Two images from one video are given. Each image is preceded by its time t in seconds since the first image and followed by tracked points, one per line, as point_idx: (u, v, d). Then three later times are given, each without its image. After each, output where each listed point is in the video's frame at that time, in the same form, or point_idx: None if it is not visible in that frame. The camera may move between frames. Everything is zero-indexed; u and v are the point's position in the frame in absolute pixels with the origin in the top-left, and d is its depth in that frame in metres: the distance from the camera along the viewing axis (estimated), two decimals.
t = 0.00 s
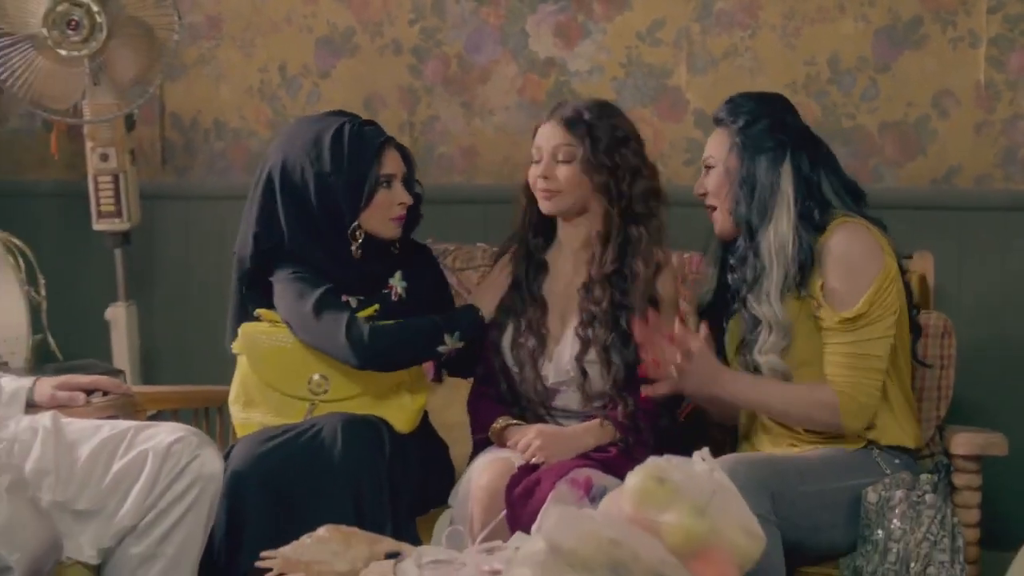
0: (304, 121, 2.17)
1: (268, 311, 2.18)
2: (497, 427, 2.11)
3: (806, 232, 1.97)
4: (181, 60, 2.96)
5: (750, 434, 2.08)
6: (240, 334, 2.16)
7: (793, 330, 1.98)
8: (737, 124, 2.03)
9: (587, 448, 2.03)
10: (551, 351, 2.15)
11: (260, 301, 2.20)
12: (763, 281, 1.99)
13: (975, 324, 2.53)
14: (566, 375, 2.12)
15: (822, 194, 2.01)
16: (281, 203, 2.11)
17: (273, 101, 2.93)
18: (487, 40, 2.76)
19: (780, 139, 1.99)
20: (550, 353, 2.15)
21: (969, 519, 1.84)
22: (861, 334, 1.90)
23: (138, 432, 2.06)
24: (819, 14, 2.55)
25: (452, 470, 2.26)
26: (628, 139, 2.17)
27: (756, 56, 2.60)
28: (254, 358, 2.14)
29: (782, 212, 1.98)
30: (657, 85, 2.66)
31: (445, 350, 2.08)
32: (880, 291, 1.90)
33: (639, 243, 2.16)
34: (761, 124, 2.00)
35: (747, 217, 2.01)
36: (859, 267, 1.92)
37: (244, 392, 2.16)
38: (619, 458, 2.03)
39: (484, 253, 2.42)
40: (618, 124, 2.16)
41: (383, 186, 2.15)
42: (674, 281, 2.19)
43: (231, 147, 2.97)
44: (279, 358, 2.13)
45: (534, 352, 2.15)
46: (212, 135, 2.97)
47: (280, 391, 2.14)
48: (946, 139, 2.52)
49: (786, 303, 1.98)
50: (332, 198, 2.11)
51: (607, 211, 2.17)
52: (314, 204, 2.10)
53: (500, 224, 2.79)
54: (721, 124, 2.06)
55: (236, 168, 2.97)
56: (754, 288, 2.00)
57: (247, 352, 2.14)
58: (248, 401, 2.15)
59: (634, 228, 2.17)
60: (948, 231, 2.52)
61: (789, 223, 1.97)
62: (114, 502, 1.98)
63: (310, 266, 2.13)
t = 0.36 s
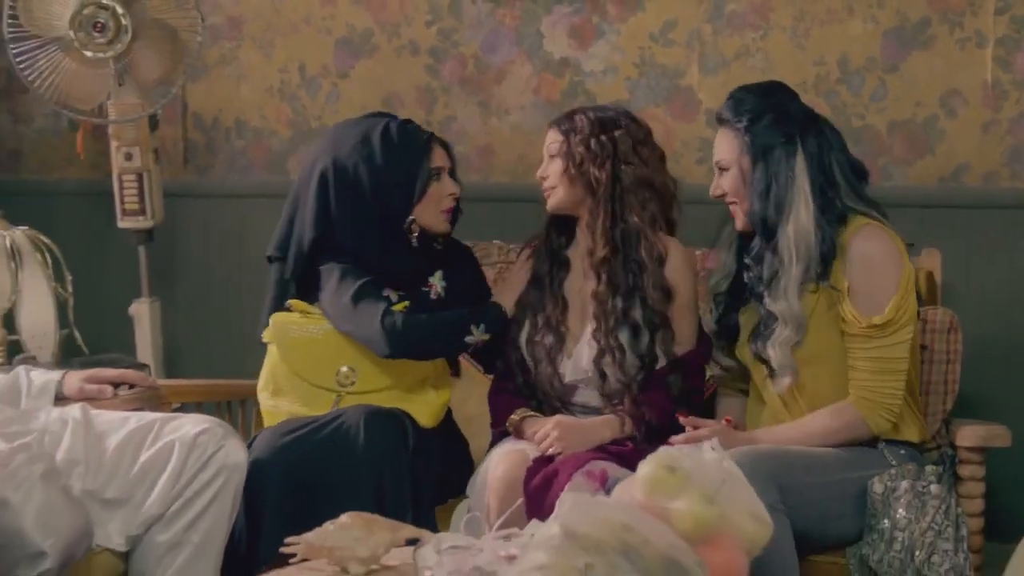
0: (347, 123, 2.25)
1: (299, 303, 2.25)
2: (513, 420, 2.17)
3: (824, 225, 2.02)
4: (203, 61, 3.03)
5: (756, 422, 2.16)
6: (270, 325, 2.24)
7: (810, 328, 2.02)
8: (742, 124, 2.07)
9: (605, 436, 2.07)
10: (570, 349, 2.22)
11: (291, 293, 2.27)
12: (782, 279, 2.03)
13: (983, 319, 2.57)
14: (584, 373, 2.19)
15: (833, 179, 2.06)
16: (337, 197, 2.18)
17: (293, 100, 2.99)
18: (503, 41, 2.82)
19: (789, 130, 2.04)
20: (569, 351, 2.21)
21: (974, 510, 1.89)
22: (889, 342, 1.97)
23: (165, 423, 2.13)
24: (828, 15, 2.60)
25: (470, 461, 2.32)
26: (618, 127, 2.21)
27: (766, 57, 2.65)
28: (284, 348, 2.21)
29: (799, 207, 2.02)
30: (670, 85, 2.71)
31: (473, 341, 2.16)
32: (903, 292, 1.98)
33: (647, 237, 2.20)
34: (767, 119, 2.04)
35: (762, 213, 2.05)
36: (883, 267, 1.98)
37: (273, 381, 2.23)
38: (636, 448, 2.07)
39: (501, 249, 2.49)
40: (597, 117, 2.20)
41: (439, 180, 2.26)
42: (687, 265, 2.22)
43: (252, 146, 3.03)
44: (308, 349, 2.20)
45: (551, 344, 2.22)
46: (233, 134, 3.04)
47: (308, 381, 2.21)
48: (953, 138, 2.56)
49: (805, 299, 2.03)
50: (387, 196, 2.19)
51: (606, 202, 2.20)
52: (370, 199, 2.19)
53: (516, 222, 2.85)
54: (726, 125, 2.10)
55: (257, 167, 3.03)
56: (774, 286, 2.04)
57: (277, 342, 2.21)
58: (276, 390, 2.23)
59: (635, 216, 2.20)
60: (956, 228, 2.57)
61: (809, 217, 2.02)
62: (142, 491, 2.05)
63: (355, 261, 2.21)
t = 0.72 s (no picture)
0: (376, 122, 2.30)
1: (332, 306, 2.33)
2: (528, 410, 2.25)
3: (849, 230, 2.06)
4: (224, 64, 3.09)
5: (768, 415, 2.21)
6: (299, 325, 2.31)
7: (837, 335, 2.07)
8: (761, 132, 2.10)
9: (611, 419, 2.14)
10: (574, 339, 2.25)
11: (321, 293, 2.35)
12: (810, 287, 2.07)
13: (990, 317, 2.62)
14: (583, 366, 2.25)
15: (851, 179, 2.09)
16: (372, 193, 2.25)
17: (312, 103, 3.05)
18: (519, 44, 2.87)
19: (807, 136, 2.07)
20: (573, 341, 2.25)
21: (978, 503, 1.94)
22: (916, 344, 2.02)
23: (190, 418, 2.19)
24: (838, 19, 2.65)
25: (487, 456, 2.38)
26: (591, 154, 2.26)
27: (777, 60, 2.69)
28: (314, 350, 2.28)
29: (824, 214, 2.06)
30: (682, 88, 2.76)
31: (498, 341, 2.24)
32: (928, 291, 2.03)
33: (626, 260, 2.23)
34: (786, 126, 2.07)
35: (786, 221, 2.09)
36: (909, 267, 2.02)
37: (303, 381, 2.30)
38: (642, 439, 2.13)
39: (517, 250, 2.55)
40: (567, 146, 2.25)
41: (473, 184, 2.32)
42: (680, 263, 2.24)
43: (272, 148, 3.09)
44: (337, 351, 2.26)
45: (557, 338, 2.27)
46: (253, 136, 3.10)
47: (337, 381, 2.28)
48: (960, 139, 2.61)
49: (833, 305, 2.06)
50: (422, 194, 2.26)
51: (585, 231, 2.26)
52: (406, 195, 2.26)
53: (530, 222, 2.91)
54: (743, 134, 2.12)
55: (276, 168, 3.09)
56: (803, 294, 2.08)
57: (308, 342, 2.28)
58: (306, 391, 2.30)
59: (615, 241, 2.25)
60: (963, 228, 2.62)
61: (833, 223, 2.05)
62: (168, 484, 2.11)
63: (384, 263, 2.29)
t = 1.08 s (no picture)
0: (386, 129, 2.35)
1: (337, 307, 2.39)
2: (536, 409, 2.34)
3: (857, 234, 2.11)
4: (242, 68, 3.15)
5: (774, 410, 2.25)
6: (307, 327, 2.37)
7: (844, 334, 2.11)
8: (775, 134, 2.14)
9: (609, 409, 2.26)
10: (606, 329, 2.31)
11: (326, 295, 2.40)
12: (818, 288, 2.11)
13: (995, 317, 2.66)
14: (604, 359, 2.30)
15: (860, 184, 2.14)
16: (383, 197, 2.30)
17: (329, 106, 3.11)
18: (532, 49, 2.93)
19: (818, 140, 2.12)
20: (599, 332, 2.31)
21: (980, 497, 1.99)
22: (921, 344, 2.06)
23: (212, 413, 2.26)
24: (845, 24, 2.70)
25: (499, 452, 2.43)
26: (619, 150, 2.33)
27: (786, 64, 2.75)
28: (321, 350, 2.34)
29: (833, 217, 2.10)
30: (693, 91, 2.81)
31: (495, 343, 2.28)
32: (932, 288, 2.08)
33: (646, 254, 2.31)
34: (798, 131, 2.12)
35: (796, 222, 2.14)
36: (917, 268, 2.07)
37: (313, 381, 2.37)
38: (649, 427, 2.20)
39: (529, 251, 2.59)
40: (599, 143, 2.33)
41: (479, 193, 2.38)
42: (706, 267, 2.33)
43: (289, 151, 3.15)
44: (343, 350, 2.33)
45: (577, 330, 2.32)
46: (271, 139, 3.16)
47: (344, 380, 2.35)
48: (966, 142, 2.65)
49: (840, 305, 2.11)
50: (432, 199, 2.32)
51: (611, 226, 2.33)
52: (417, 199, 2.31)
53: (542, 223, 2.95)
54: (756, 136, 2.17)
55: (293, 171, 3.15)
56: (810, 294, 2.12)
57: (314, 343, 2.35)
58: (316, 390, 2.37)
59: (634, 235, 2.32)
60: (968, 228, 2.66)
61: (842, 226, 2.10)
62: (191, 478, 2.17)
63: (386, 265, 2.34)
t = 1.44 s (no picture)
0: (406, 133, 2.40)
1: (356, 306, 2.45)
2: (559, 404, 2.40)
3: (864, 237, 2.16)
4: (260, 73, 3.21)
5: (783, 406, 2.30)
6: (327, 325, 2.43)
7: (852, 333, 2.16)
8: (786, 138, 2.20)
9: (632, 407, 2.31)
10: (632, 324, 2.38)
11: (346, 295, 2.47)
12: (826, 289, 2.16)
13: (1002, 318, 2.70)
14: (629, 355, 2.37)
15: (870, 189, 2.19)
16: (402, 200, 2.36)
17: (345, 110, 3.16)
18: (545, 54, 2.98)
19: (828, 146, 2.17)
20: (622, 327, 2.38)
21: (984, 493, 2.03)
22: (928, 343, 2.11)
23: (233, 411, 2.32)
24: (853, 29, 2.75)
25: (514, 450, 2.48)
26: (658, 150, 2.38)
27: (794, 69, 2.80)
28: (340, 348, 2.40)
29: (841, 220, 2.15)
30: (703, 96, 2.86)
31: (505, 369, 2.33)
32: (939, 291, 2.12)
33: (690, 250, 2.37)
34: (808, 136, 2.17)
35: (804, 225, 2.19)
36: (924, 272, 2.11)
37: (332, 379, 2.42)
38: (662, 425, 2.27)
39: (542, 252, 2.63)
40: (637, 142, 2.37)
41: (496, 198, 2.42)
42: (733, 270, 2.39)
43: (306, 154, 3.20)
44: (363, 348, 2.39)
45: (604, 329, 2.40)
46: (288, 143, 3.22)
47: (364, 378, 2.40)
48: (972, 145, 2.70)
49: (848, 306, 2.16)
50: (451, 202, 2.37)
51: (651, 223, 2.38)
52: (436, 203, 2.36)
53: (555, 226, 3.00)
54: (769, 142, 2.22)
55: (311, 173, 3.21)
56: (818, 295, 2.17)
57: (334, 342, 2.41)
58: (335, 387, 2.42)
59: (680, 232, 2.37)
60: (975, 230, 2.70)
61: (849, 230, 2.15)
62: (212, 473, 2.23)
63: (403, 270, 2.40)
